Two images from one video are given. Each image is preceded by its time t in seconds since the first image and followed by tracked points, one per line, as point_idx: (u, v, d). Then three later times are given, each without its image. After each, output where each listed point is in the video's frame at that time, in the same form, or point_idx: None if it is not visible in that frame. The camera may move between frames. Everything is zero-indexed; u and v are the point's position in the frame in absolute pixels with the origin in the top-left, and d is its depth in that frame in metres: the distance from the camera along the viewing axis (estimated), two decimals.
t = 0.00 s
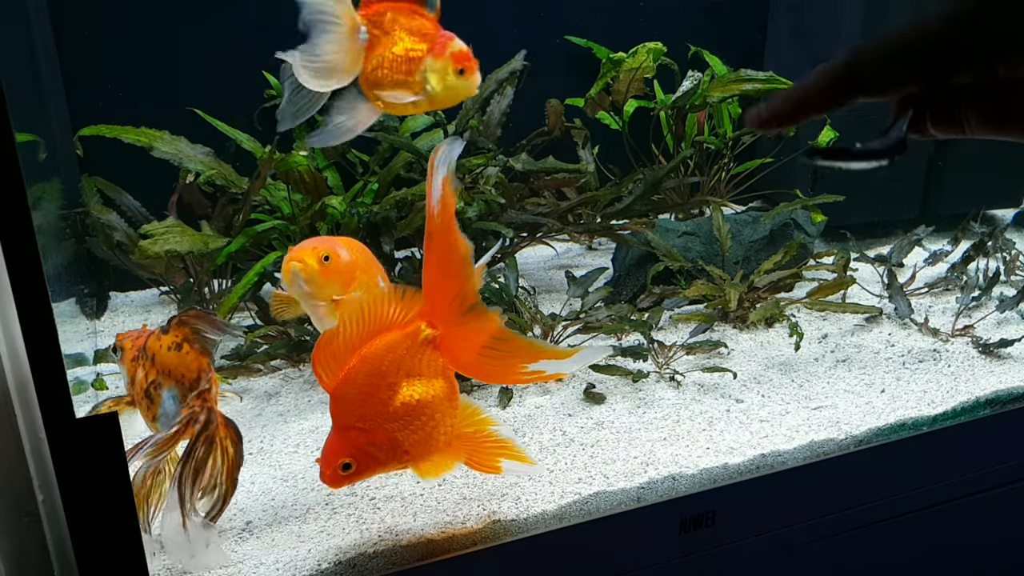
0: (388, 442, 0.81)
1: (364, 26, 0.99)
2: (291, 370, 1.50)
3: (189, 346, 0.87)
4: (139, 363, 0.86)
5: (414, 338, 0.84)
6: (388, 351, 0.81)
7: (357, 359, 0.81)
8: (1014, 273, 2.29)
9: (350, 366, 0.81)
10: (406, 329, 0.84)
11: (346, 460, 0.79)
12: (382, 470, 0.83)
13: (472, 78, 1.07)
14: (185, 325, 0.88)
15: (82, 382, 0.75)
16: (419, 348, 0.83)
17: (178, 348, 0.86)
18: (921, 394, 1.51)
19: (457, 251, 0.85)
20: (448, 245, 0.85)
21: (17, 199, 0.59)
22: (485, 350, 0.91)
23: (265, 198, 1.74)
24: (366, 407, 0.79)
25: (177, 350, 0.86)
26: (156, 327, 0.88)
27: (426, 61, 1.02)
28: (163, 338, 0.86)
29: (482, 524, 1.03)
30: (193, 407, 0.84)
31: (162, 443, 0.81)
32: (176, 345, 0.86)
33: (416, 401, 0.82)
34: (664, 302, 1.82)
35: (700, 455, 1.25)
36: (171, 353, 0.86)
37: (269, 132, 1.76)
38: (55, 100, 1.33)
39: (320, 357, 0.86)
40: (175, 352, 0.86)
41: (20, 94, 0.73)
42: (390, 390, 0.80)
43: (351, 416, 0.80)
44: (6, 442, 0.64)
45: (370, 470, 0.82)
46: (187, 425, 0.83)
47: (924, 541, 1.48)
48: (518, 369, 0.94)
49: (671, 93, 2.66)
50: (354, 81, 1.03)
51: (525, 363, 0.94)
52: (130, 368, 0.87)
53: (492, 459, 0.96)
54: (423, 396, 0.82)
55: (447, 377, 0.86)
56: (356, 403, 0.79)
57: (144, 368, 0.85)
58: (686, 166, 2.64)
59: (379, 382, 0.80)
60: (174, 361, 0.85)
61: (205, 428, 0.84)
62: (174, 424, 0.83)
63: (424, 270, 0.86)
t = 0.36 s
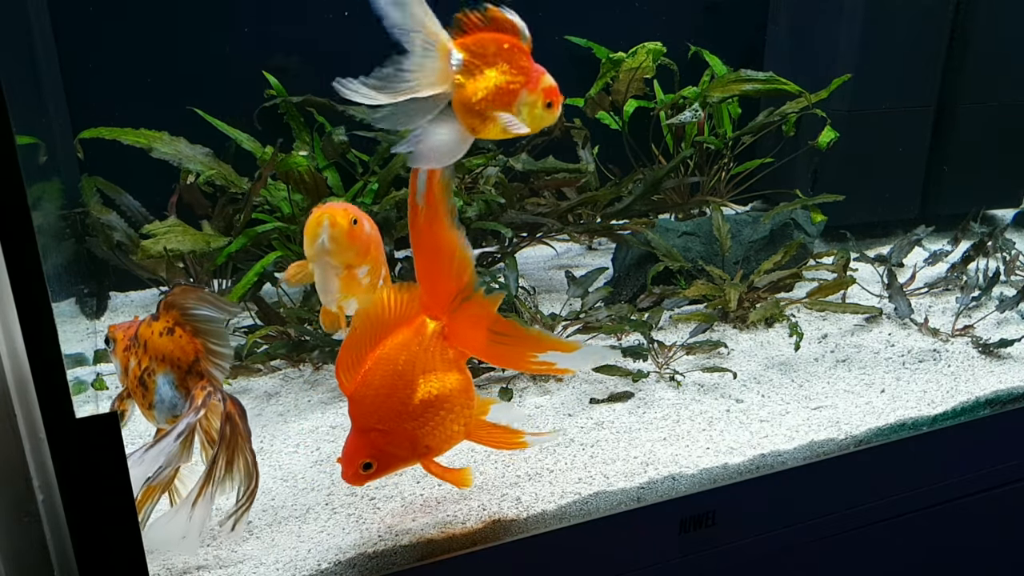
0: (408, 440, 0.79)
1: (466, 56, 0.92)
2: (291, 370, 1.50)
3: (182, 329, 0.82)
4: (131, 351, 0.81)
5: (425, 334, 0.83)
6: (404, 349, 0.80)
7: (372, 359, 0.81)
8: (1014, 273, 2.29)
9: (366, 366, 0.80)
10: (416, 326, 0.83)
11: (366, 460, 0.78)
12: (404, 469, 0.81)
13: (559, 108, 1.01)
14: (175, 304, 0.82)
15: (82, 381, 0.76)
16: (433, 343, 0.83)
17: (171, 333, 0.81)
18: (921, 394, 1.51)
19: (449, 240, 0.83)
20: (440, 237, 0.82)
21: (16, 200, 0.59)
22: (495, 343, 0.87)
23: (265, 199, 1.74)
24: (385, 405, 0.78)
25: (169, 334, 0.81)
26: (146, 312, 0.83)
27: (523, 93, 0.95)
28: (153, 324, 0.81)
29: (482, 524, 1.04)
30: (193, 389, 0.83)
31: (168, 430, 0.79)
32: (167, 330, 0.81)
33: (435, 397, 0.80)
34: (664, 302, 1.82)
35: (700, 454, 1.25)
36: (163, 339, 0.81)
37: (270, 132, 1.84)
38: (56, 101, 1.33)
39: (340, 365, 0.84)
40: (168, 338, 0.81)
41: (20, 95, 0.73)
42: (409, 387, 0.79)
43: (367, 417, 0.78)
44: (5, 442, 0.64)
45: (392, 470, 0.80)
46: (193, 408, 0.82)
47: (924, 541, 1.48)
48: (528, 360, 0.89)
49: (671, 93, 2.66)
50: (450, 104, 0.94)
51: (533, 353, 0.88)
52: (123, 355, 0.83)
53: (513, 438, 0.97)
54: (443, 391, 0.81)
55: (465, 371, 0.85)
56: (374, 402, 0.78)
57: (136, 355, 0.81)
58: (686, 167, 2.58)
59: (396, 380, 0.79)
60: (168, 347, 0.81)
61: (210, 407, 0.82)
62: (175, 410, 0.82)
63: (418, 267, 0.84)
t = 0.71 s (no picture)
0: (423, 440, 0.80)
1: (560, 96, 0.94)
2: (291, 370, 1.50)
3: (185, 320, 0.83)
4: (134, 344, 0.84)
5: (427, 334, 0.80)
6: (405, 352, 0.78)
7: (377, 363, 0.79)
8: (1014, 273, 2.29)
9: (372, 371, 0.79)
10: (417, 326, 0.80)
11: (383, 462, 0.79)
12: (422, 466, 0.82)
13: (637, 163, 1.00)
14: (178, 295, 0.83)
15: (82, 381, 0.76)
16: (435, 343, 0.79)
17: (175, 324, 0.83)
18: (921, 394, 1.51)
19: (446, 236, 0.72)
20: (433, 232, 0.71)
21: (17, 200, 0.59)
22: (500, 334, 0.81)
23: (265, 199, 1.73)
24: (394, 410, 0.78)
25: (173, 326, 0.83)
26: (148, 306, 0.85)
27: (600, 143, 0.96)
28: (157, 317, 0.83)
29: (482, 524, 1.04)
30: (199, 378, 0.84)
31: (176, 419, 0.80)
32: (170, 322, 0.83)
33: (442, 397, 0.79)
34: (664, 302, 1.82)
35: (700, 454, 1.25)
36: (166, 331, 0.82)
37: (270, 133, 1.83)
38: (56, 102, 1.33)
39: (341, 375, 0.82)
40: (171, 329, 0.83)
41: (20, 95, 0.73)
42: (415, 390, 0.78)
43: (380, 422, 0.79)
44: (6, 441, 0.65)
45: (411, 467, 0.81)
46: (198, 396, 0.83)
47: (925, 541, 1.48)
48: (530, 351, 0.81)
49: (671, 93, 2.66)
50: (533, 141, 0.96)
51: (536, 342, 0.81)
52: (125, 348, 0.85)
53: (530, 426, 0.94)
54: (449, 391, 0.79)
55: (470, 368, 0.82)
56: (383, 407, 0.78)
57: (140, 348, 0.83)
58: (686, 167, 2.57)
59: (402, 384, 0.78)
60: (172, 338, 0.82)
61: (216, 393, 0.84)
62: (179, 402, 0.84)
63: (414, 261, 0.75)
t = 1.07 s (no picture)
0: (405, 442, 0.84)
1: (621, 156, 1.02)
2: (292, 370, 1.50)
3: (192, 313, 0.82)
4: (138, 338, 0.82)
5: (425, 345, 0.83)
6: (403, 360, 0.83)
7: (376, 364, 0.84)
8: (1013, 273, 2.29)
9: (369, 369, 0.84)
10: (419, 336, 0.84)
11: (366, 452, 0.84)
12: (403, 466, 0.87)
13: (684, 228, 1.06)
14: (183, 289, 0.82)
15: (82, 381, 0.76)
16: (433, 356, 0.83)
17: (181, 317, 0.82)
18: (921, 394, 1.51)
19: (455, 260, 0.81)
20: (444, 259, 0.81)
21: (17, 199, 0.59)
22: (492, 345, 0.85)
23: (265, 199, 1.73)
24: (383, 412, 0.82)
25: (180, 318, 0.82)
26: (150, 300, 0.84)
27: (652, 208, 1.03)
28: (162, 310, 0.82)
29: (483, 525, 1.03)
30: (208, 370, 0.83)
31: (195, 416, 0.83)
32: (177, 314, 0.82)
33: (428, 410, 0.82)
34: (664, 302, 1.82)
35: (700, 454, 1.25)
36: (174, 324, 0.82)
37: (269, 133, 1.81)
38: (56, 102, 1.33)
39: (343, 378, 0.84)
40: (178, 322, 0.82)
41: (20, 94, 0.73)
42: (404, 399, 0.82)
43: (368, 420, 0.83)
44: (6, 441, 0.65)
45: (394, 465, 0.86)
46: (207, 389, 0.83)
47: (925, 541, 1.48)
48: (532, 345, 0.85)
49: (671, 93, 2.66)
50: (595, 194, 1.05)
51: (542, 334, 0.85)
52: (126, 346, 0.82)
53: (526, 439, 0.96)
54: (439, 406, 0.82)
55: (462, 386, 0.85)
56: (374, 408, 0.83)
57: (144, 344, 0.82)
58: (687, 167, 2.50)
59: (392, 389, 0.82)
60: (180, 330, 0.82)
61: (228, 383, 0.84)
62: (190, 396, 0.83)
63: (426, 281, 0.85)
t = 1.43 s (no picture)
0: (382, 459, 0.83)
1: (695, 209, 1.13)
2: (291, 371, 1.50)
3: (196, 311, 0.80)
4: (137, 335, 0.79)
5: (398, 358, 0.82)
6: (375, 375, 0.82)
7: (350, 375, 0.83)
8: (1013, 273, 2.29)
9: (343, 382, 0.83)
10: (392, 349, 0.83)
11: (342, 470, 0.84)
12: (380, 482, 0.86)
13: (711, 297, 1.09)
14: (187, 286, 0.80)
15: (81, 382, 0.76)
16: (406, 369, 0.82)
17: (185, 314, 0.80)
18: (921, 394, 1.50)
19: (422, 274, 0.79)
20: (410, 266, 0.79)
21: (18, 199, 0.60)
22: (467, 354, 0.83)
23: (265, 199, 1.73)
24: (357, 427, 0.82)
25: (182, 315, 0.79)
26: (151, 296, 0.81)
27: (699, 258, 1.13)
28: (162, 307, 0.79)
29: (483, 525, 1.03)
30: (213, 368, 0.80)
31: (220, 403, 0.79)
32: (180, 311, 0.79)
33: (402, 426, 0.82)
34: (664, 302, 1.82)
35: (700, 454, 1.25)
36: (177, 321, 0.79)
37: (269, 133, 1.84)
38: (56, 102, 1.33)
39: (307, 381, 0.86)
40: (181, 319, 0.79)
41: (20, 94, 0.73)
42: (377, 414, 0.82)
43: (344, 435, 0.83)
44: (7, 442, 0.67)
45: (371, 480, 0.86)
46: (220, 384, 0.80)
47: (925, 541, 1.48)
48: (515, 350, 0.83)
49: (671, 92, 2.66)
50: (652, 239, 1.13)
51: (522, 343, 0.82)
52: (124, 341, 0.80)
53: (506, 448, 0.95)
54: (414, 421, 0.82)
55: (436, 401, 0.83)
56: (348, 422, 0.82)
57: (143, 339, 0.79)
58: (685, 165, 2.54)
59: (365, 405, 0.81)
60: (184, 327, 0.79)
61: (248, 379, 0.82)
62: (191, 392, 0.80)
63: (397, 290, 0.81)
